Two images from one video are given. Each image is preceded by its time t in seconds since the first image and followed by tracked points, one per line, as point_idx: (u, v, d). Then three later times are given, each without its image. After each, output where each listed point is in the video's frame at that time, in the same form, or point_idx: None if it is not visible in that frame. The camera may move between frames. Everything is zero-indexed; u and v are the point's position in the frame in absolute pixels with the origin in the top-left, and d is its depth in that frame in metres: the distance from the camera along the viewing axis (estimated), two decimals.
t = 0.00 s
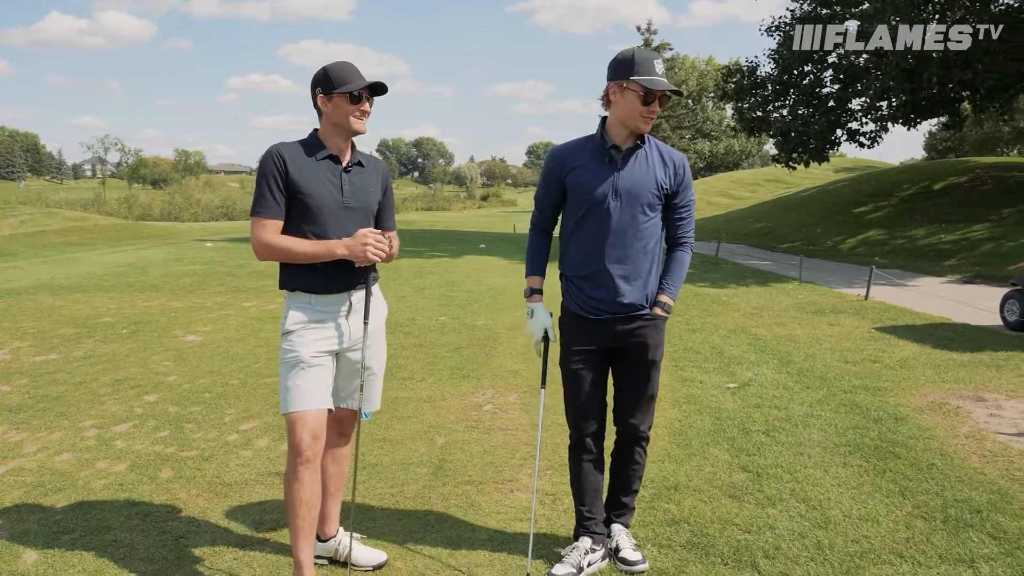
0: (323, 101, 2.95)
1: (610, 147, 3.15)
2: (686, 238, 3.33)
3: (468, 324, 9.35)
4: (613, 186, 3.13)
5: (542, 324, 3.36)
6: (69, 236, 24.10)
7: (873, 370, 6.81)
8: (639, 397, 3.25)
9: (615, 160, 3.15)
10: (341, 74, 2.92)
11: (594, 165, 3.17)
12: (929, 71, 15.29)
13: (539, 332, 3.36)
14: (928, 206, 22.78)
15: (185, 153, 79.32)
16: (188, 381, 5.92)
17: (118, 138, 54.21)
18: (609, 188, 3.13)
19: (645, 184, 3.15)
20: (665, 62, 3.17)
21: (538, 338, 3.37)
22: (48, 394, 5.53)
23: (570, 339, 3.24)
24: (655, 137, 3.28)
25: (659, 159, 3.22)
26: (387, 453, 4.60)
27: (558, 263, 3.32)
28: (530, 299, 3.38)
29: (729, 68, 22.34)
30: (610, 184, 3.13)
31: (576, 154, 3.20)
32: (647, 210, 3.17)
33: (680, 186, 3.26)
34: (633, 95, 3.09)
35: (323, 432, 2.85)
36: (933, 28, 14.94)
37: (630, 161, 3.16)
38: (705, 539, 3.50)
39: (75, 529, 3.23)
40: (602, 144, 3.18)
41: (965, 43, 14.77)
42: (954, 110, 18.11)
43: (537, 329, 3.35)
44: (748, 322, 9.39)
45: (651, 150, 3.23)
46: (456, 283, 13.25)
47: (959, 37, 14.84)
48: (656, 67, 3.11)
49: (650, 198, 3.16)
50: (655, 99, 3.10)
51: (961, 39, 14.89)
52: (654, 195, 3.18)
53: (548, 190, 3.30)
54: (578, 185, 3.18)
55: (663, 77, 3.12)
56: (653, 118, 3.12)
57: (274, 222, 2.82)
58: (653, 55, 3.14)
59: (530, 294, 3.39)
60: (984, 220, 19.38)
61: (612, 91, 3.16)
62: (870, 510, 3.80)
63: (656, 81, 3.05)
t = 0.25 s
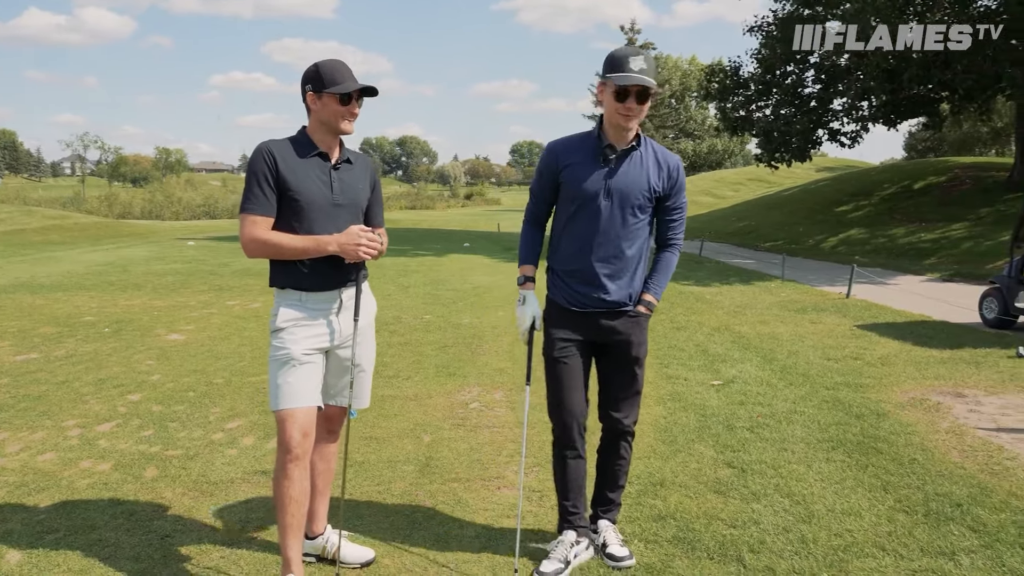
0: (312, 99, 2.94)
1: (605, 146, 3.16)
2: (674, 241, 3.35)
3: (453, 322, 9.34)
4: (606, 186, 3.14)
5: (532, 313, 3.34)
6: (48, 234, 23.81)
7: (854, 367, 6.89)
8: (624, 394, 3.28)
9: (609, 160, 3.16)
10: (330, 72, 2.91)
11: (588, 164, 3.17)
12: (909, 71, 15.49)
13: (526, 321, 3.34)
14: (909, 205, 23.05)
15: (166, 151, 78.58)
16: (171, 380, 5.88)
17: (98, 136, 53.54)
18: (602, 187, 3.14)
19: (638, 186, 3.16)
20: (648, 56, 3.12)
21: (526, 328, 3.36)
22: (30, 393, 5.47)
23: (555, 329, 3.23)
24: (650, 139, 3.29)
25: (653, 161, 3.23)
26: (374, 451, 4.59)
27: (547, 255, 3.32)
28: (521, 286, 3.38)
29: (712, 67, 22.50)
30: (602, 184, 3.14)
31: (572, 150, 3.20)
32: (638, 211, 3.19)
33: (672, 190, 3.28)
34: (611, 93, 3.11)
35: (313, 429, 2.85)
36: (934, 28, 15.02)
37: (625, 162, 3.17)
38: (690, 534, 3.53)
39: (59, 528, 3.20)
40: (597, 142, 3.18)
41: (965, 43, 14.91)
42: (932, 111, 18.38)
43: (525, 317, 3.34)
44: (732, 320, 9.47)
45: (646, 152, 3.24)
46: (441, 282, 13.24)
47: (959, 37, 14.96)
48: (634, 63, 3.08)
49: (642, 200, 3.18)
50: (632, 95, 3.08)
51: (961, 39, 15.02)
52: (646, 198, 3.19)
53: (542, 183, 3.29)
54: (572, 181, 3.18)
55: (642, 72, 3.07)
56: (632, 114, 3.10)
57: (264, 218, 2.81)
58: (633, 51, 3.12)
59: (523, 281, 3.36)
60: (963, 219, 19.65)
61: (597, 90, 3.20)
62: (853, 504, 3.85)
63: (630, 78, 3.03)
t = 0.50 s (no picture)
0: (299, 97, 2.93)
1: (587, 143, 3.18)
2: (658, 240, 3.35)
3: (436, 322, 9.33)
4: (588, 182, 3.16)
5: (516, 305, 3.32)
6: (23, 234, 23.44)
7: (834, 365, 6.98)
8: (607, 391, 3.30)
9: (592, 156, 3.18)
10: (318, 69, 2.90)
11: (572, 161, 3.20)
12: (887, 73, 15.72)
13: (510, 313, 3.30)
14: (887, 206, 23.37)
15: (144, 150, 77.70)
16: (153, 380, 5.82)
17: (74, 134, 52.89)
18: (584, 183, 3.16)
19: (620, 182, 3.17)
20: (605, 48, 3.15)
21: (510, 319, 3.31)
22: (8, 394, 5.38)
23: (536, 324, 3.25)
24: (635, 137, 3.31)
25: (637, 159, 3.24)
26: (359, 450, 4.58)
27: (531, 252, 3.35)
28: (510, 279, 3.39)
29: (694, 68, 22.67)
30: (584, 180, 3.16)
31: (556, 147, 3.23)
32: (620, 208, 3.20)
33: (655, 187, 3.28)
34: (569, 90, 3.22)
35: (302, 427, 2.85)
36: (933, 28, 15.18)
37: (607, 159, 3.19)
38: (675, 530, 3.56)
39: (41, 529, 3.16)
40: (581, 140, 3.22)
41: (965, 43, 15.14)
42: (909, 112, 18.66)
43: (508, 310, 3.30)
44: (713, 319, 9.55)
45: (629, 150, 3.26)
46: (424, 281, 13.21)
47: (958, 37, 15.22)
48: (586, 58, 3.15)
49: (623, 197, 3.19)
50: (582, 89, 3.15)
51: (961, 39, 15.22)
52: (628, 195, 3.20)
53: (528, 180, 3.33)
54: (555, 178, 3.21)
55: (593, 65, 3.12)
56: (585, 108, 3.17)
57: (253, 216, 2.79)
58: (591, 47, 3.19)
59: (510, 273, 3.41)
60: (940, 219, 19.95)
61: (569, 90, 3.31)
62: (834, 499, 3.91)
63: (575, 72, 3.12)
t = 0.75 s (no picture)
0: (295, 93, 2.92)
1: (568, 138, 3.20)
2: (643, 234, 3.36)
3: (429, 320, 9.33)
4: (571, 175, 3.17)
5: (515, 301, 3.17)
6: (10, 233, 23.26)
7: (825, 362, 7.02)
8: (599, 387, 3.32)
9: (574, 150, 3.20)
10: (313, 65, 2.89)
11: (554, 156, 3.21)
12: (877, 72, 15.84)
13: (508, 307, 3.16)
14: (876, 204, 23.51)
15: (133, 149, 77.21)
16: (145, 378, 5.79)
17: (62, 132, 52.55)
18: (567, 176, 3.17)
19: (602, 176, 3.19)
20: (575, 42, 3.19)
21: (509, 312, 3.16)
22: None
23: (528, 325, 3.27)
24: (616, 132, 3.33)
25: (618, 153, 3.27)
26: (354, 448, 4.58)
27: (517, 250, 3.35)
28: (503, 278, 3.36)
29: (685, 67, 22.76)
30: (567, 173, 3.18)
31: (537, 143, 3.25)
32: (604, 201, 3.21)
33: (638, 181, 3.30)
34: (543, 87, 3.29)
35: (302, 423, 2.87)
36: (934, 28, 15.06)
37: (589, 153, 3.21)
38: (669, 525, 3.58)
39: (35, 527, 3.14)
40: (562, 135, 3.24)
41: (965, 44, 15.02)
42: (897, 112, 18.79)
43: (507, 304, 3.15)
44: (705, 317, 9.59)
45: (611, 144, 3.28)
46: (417, 280, 13.19)
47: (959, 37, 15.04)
48: (557, 53, 3.20)
49: (606, 191, 3.21)
50: (552, 83, 3.20)
51: (961, 39, 15.09)
52: (611, 188, 3.22)
53: (511, 178, 3.34)
54: (538, 173, 3.22)
55: (562, 59, 3.17)
56: (556, 102, 3.21)
57: (251, 214, 2.79)
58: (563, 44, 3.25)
59: (501, 271, 3.37)
60: (929, 218, 20.10)
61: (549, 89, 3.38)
62: (827, 494, 3.93)
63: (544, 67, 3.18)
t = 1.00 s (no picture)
0: (292, 91, 2.92)
1: (553, 136, 3.21)
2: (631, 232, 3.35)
3: (424, 319, 9.32)
4: (555, 174, 3.18)
5: (509, 298, 3.11)
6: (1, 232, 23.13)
7: (819, 360, 7.05)
8: (593, 386, 3.33)
9: (558, 149, 3.21)
10: (310, 64, 2.89)
11: (539, 155, 3.23)
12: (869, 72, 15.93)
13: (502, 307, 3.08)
14: (869, 203, 23.61)
15: (124, 148, 76.96)
16: (140, 378, 5.77)
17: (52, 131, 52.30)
18: (551, 175, 3.19)
19: (587, 174, 3.19)
20: (554, 42, 3.21)
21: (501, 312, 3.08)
22: None
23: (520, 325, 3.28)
24: (602, 130, 3.33)
25: (603, 150, 3.26)
26: (351, 446, 4.58)
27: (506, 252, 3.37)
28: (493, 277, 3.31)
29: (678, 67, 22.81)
30: (552, 172, 3.19)
31: (523, 144, 3.27)
32: (589, 199, 3.21)
33: (624, 179, 3.29)
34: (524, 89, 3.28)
35: (301, 422, 2.87)
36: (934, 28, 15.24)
37: (574, 151, 3.21)
38: (666, 522, 3.59)
39: (32, 527, 3.13)
40: (547, 134, 3.25)
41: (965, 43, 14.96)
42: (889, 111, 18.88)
43: (500, 303, 3.08)
44: (700, 316, 9.62)
45: (596, 142, 3.28)
46: (411, 279, 13.19)
47: (959, 37, 15.09)
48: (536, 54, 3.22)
49: (591, 189, 3.20)
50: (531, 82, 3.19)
51: (961, 39, 15.14)
52: (596, 185, 3.22)
53: (498, 180, 3.36)
54: (524, 173, 3.24)
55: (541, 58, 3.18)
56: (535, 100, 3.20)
57: (248, 212, 2.79)
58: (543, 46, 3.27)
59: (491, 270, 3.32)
60: (921, 216, 20.20)
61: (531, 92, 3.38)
62: (822, 491, 3.95)
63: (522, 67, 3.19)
